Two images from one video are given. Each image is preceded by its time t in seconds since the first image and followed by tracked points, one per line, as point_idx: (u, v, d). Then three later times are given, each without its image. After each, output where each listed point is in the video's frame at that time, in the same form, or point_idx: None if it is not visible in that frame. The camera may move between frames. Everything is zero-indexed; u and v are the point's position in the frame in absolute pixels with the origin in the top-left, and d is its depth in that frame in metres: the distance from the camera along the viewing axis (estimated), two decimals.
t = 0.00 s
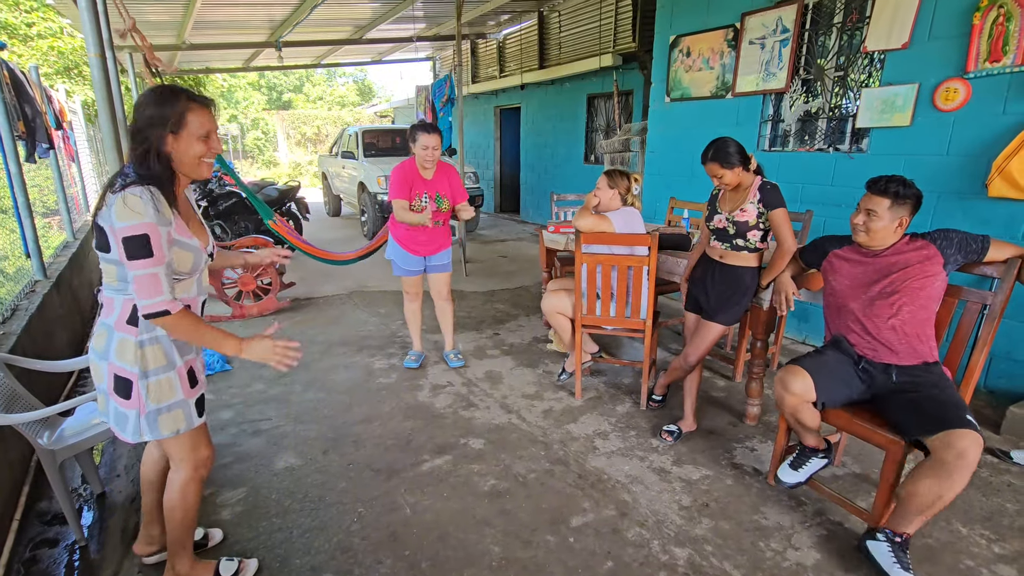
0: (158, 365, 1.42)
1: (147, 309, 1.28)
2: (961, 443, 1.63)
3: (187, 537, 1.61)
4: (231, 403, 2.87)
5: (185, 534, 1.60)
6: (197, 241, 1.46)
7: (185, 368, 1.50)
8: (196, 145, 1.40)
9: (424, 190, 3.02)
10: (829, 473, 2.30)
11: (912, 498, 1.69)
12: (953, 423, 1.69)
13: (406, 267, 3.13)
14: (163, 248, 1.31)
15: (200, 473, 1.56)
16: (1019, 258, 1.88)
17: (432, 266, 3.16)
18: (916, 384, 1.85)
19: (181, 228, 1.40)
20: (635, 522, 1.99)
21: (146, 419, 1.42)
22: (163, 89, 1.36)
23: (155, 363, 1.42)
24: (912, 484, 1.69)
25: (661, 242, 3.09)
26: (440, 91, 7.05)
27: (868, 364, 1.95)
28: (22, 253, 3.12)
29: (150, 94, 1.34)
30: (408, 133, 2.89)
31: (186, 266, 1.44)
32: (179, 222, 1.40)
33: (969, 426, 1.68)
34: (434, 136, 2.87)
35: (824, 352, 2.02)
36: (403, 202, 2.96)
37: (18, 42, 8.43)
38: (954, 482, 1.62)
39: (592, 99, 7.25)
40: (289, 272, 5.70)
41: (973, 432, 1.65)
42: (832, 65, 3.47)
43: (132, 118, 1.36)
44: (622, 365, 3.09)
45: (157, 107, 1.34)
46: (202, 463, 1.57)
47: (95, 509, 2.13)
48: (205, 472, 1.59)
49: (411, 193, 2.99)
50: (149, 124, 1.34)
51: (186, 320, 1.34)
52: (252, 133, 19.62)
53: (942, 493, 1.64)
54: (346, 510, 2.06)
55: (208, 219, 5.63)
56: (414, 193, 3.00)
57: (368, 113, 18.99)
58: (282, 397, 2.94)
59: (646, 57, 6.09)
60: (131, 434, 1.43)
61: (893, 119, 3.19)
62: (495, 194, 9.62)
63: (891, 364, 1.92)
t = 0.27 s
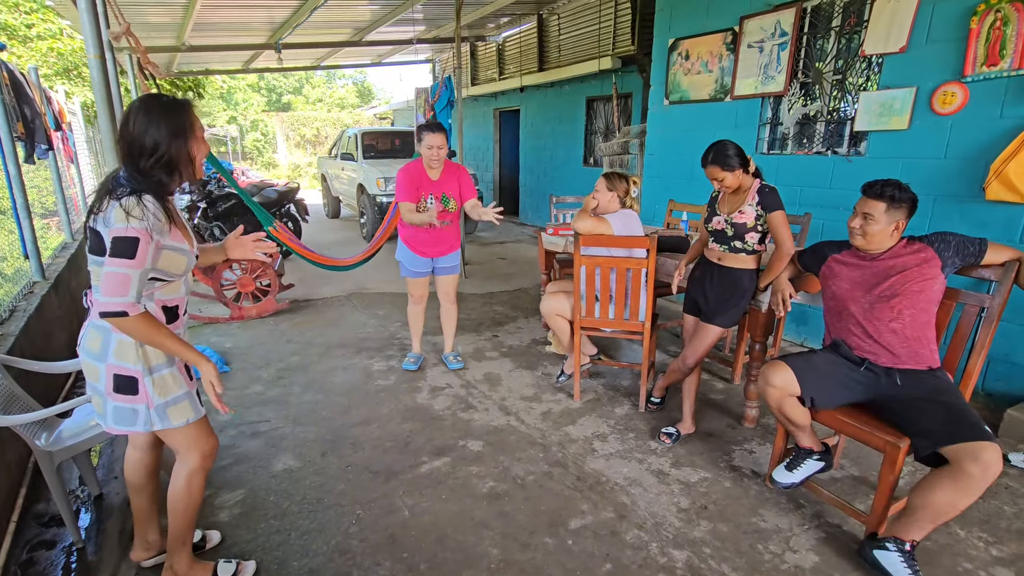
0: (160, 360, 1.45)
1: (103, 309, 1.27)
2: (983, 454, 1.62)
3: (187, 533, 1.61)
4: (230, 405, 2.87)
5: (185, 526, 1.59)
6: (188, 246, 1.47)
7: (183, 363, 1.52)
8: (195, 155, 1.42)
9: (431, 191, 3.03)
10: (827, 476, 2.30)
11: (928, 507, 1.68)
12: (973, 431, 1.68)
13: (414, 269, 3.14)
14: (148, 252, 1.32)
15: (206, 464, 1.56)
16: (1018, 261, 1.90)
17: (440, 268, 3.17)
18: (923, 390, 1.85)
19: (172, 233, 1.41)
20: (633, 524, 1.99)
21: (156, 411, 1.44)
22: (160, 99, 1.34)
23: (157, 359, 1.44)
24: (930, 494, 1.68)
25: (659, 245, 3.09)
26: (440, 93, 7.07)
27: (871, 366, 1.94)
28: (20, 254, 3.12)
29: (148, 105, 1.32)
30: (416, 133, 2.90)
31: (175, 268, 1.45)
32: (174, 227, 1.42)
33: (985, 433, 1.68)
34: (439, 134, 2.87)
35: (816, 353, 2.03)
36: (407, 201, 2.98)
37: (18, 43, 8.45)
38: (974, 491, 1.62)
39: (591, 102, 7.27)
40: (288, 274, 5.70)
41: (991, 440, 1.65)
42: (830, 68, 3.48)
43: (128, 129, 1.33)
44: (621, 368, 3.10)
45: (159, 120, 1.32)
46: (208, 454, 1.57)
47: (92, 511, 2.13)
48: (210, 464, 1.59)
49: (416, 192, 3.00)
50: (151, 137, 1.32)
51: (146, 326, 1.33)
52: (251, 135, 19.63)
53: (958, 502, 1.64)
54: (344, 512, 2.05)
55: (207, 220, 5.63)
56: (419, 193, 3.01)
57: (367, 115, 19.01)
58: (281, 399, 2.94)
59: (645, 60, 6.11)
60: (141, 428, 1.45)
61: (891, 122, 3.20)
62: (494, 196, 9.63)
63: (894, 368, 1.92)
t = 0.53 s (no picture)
0: (146, 359, 1.44)
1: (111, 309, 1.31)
2: (963, 451, 1.62)
3: (184, 532, 1.60)
4: (228, 406, 2.87)
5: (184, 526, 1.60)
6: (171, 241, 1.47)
7: (171, 361, 1.51)
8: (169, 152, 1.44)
9: (432, 183, 3.03)
10: (826, 478, 2.30)
11: (915, 506, 1.67)
12: (956, 430, 1.68)
13: (422, 271, 3.14)
14: (139, 251, 1.33)
15: (200, 465, 1.56)
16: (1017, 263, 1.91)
17: (447, 272, 3.16)
18: (913, 390, 1.85)
19: (156, 227, 1.41)
20: (632, 527, 1.99)
21: (145, 410, 1.44)
22: (134, 97, 1.35)
23: (142, 357, 1.44)
24: (914, 491, 1.68)
25: (658, 247, 3.10)
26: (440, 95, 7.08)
27: (862, 366, 1.95)
28: (19, 255, 3.12)
29: (122, 104, 1.33)
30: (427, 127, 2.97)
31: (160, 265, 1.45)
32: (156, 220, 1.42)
33: (967, 431, 1.67)
34: (448, 128, 2.91)
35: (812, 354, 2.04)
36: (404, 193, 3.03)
37: (18, 45, 8.46)
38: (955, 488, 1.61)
39: (591, 104, 7.28)
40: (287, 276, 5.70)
41: (972, 438, 1.64)
42: (828, 72, 3.50)
43: (101, 128, 1.33)
44: (620, 370, 3.10)
45: (134, 119, 1.34)
46: (201, 455, 1.56)
47: (90, 512, 2.13)
48: (205, 464, 1.58)
49: (418, 185, 3.05)
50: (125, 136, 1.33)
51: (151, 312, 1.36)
52: (251, 137, 19.63)
53: (944, 500, 1.62)
54: (342, 514, 2.05)
55: (206, 222, 5.63)
56: (422, 186, 3.04)
57: (367, 117, 19.03)
58: (280, 401, 2.94)
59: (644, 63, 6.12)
60: (133, 425, 1.46)
61: (889, 125, 3.21)
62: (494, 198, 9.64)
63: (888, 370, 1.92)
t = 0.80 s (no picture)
0: (148, 353, 1.45)
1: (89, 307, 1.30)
2: (954, 449, 1.63)
3: (179, 536, 1.58)
4: (227, 408, 2.87)
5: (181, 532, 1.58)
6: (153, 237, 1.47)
7: (175, 354, 1.52)
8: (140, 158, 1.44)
9: (430, 180, 3.07)
10: (826, 480, 2.30)
11: (912, 507, 1.67)
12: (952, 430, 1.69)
13: (421, 272, 3.16)
14: (112, 247, 1.32)
15: (201, 465, 1.54)
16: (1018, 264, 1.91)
17: (446, 274, 3.15)
18: (911, 391, 1.86)
19: (132, 224, 1.40)
20: (631, 528, 1.99)
21: (152, 404, 1.45)
22: (107, 98, 1.35)
23: (143, 352, 1.44)
24: (912, 492, 1.68)
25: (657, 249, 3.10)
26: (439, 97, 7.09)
27: (860, 369, 1.96)
28: (18, 256, 3.12)
29: (94, 105, 1.33)
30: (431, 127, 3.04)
31: (145, 261, 1.45)
32: (132, 216, 1.41)
33: (962, 431, 1.68)
34: (444, 125, 2.94)
35: (813, 356, 2.04)
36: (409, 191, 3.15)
37: (18, 46, 8.47)
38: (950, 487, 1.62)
39: (590, 106, 7.29)
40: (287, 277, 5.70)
41: (966, 437, 1.65)
42: (827, 74, 3.50)
43: (72, 128, 1.32)
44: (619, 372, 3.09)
45: (106, 121, 1.34)
46: (202, 456, 1.54)
47: (89, 514, 2.13)
48: (207, 465, 1.57)
49: (419, 182, 3.12)
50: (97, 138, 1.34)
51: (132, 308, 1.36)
52: (251, 138, 19.65)
53: (941, 500, 1.63)
54: (341, 516, 2.05)
55: (206, 223, 5.64)
56: (421, 183, 3.11)
57: (367, 119, 19.05)
58: (279, 402, 2.94)
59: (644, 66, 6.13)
60: (144, 420, 1.46)
61: (888, 128, 3.22)
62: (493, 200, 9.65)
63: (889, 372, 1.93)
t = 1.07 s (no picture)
0: (146, 359, 1.45)
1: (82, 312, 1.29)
2: (946, 445, 1.64)
3: (176, 552, 1.57)
4: (226, 409, 2.87)
5: (175, 548, 1.57)
6: (145, 236, 1.47)
7: (174, 361, 1.52)
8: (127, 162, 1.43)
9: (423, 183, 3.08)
10: (825, 483, 2.29)
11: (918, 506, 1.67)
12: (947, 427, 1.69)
13: (418, 273, 3.18)
14: (100, 251, 1.32)
15: (172, 479, 1.52)
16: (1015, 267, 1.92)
17: (442, 277, 3.16)
18: (909, 391, 1.86)
19: (121, 226, 1.41)
20: (630, 530, 1.99)
21: (145, 412, 1.45)
22: (91, 102, 1.34)
23: (142, 358, 1.44)
24: (917, 492, 1.69)
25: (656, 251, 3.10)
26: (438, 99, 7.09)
27: (860, 370, 1.96)
28: (17, 258, 3.12)
29: (79, 108, 1.32)
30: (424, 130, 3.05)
31: (141, 260, 1.45)
32: (118, 219, 1.41)
33: (957, 428, 1.69)
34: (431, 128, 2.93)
35: (813, 359, 2.04)
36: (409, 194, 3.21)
37: (18, 47, 8.48)
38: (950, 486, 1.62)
39: (590, 108, 7.30)
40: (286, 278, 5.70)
41: (959, 434, 1.66)
42: (826, 77, 3.51)
43: (57, 133, 1.32)
44: (618, 374, 3.09)
45: (91, 124, 1.33)
46: (173, 470, 1.53)
47: (87, 515, 2.12)
48: (181, 479, 1.55)
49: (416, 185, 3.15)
50: (82, 141, 1.32)
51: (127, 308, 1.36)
52: (250, 140, 19.65)
53: (943, 499, 1.63)
54: (340, 517, 2.05)
55: (206, 225, 5.64)
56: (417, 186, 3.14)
57: (366, 121, 19.06)
58: (278, 404, 2.94)
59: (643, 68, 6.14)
60: (134, 426, 1.46)
61: (886, 130, 3.22)
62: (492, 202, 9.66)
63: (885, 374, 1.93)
